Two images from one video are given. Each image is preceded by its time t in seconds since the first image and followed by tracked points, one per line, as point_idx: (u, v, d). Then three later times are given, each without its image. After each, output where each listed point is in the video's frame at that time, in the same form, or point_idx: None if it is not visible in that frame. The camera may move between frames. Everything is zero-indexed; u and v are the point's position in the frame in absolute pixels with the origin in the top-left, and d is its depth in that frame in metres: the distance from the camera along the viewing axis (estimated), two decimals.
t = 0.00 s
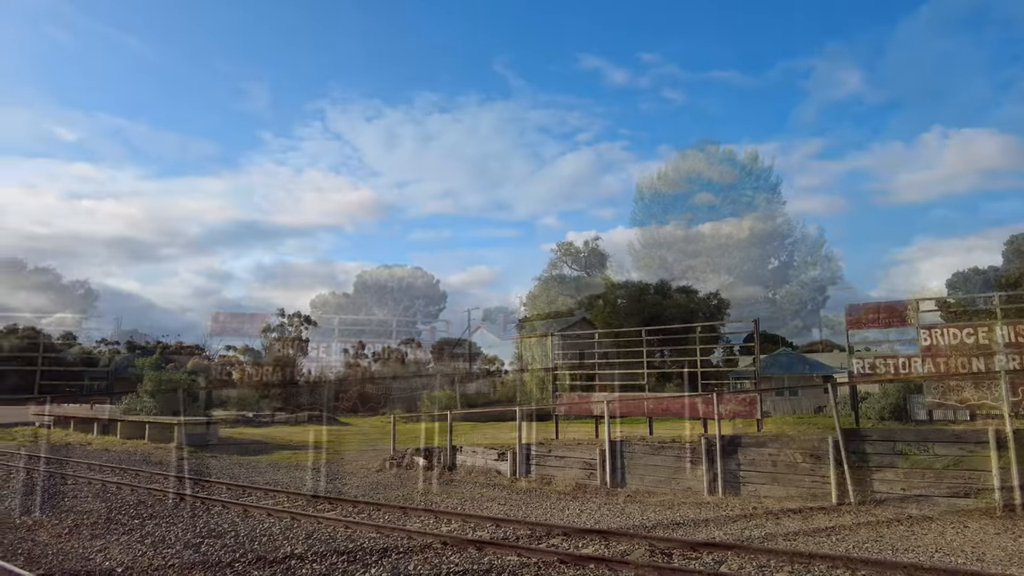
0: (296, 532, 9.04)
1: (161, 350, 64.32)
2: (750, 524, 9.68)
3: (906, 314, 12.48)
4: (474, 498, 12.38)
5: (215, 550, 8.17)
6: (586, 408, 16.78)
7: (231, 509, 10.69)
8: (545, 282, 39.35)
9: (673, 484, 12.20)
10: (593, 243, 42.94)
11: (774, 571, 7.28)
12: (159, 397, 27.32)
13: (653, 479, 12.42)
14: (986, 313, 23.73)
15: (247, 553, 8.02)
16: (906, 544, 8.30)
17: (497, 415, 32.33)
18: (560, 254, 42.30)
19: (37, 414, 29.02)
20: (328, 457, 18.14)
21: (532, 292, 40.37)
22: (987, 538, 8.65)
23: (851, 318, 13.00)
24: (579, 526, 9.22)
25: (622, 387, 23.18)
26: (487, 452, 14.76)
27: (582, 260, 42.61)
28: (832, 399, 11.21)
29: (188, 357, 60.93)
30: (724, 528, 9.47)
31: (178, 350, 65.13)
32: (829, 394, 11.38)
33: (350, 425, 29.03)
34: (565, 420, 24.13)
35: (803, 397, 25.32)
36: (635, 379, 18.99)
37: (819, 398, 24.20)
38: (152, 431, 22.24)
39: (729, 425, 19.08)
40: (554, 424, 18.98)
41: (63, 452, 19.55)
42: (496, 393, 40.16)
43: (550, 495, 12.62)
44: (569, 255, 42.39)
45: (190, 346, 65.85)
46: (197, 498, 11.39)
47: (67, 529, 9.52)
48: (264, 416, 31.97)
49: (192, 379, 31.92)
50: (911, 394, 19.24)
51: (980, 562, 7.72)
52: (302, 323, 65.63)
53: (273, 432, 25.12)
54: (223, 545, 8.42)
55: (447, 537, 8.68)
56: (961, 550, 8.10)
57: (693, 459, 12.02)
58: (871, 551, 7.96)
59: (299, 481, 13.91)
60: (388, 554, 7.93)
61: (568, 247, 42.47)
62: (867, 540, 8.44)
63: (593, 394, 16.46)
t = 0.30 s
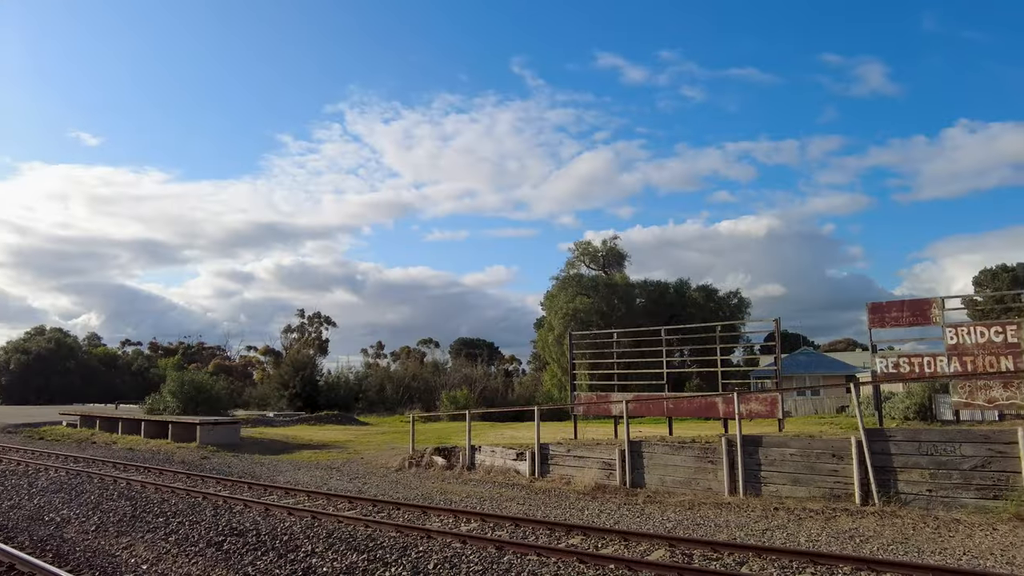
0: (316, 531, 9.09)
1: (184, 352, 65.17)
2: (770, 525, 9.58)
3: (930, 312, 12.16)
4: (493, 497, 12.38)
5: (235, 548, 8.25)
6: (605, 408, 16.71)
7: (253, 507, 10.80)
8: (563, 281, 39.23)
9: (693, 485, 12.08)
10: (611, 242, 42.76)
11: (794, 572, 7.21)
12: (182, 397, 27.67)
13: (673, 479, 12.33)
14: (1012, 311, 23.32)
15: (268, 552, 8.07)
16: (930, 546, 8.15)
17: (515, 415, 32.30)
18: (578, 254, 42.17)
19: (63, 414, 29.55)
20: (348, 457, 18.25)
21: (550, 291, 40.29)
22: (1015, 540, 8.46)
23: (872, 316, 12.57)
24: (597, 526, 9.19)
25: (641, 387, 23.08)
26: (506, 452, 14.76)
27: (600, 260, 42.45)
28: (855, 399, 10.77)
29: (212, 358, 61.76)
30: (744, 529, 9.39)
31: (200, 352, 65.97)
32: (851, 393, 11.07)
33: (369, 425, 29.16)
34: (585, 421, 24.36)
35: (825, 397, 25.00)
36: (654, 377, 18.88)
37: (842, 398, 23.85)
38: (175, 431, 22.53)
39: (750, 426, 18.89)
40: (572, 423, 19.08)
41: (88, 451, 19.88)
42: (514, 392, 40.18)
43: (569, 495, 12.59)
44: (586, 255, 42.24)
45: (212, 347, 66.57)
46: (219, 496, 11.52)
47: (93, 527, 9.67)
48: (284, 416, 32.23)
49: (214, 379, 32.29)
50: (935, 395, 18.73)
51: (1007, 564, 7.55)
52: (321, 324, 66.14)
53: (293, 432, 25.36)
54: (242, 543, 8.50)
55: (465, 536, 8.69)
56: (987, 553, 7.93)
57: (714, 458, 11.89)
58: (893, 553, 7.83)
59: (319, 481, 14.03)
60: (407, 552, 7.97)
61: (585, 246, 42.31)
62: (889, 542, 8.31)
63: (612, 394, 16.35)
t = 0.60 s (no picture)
0: (337, 529, 9.15)
1: (205, 352, 65.94)
2: (790, 526, 9.49)
3: (955, 310, 11.96)
4: (510, 497, 12.38)
5: (255, 547, 8.31)
6: (622, 408, 16.63)
7: (273, 506, 10.90)
8: (580, 281, 39.09)
9: (713, 485, 11.99)
10: (628, 241, 42.57)
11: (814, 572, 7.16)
12: (203, 397, 27.99)
13: (692, 479, 12.24)
14: None
15: (288, 550, 8.13)
16: (956, 548, 8.02)
17: (532, 415, 32.28)
18: (595, 253, 42.03)
19: (88, 414, 30.00)
20: (366, 457, 18.35)
21: (566, 291, 40.18)
22: None
23: (894, 315, 12.39)
24: (615, 526, 9.18)
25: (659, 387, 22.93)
26: (523, 452, 14.75)
27: (617, 259, 42.29)
28: (877, 399, 10.59)
29: (232, 359, 62.40)
30: (765, 530, 9.31)
31: (220, 352, 66.71)
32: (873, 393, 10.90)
33: (387, 425, 29.30)
34: (602, 421, 24.38)
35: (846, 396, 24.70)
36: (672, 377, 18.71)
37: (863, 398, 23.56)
38: (196, 430, 22.80)
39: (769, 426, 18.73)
40: (589, 424, 19.03)
41: (112, 450, 20.18)
42: (531, 392, 40.15)
43: (587, 496, 12.56)
44: (603, 254, 42.07)
45: (232, 347, 67.21)
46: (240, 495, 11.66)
47: (117, 524, 9.82)
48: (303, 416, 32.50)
49: (234, 379, 32.64)
50: (960, 395, 18.39)
51: None
52: (339, 324, 66.59)
53: (312, 431, 25.54)
54: (263, 542, 8.56)
55: (483, 536, 8.69)
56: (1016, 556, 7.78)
57: (733, 459, 11.79)
58: (917, 556, 7.71)
59: (338, 480, 14.13)
60: (426, 552, 7.99)
61: (602, 246, 42.15)
62: (913, 544, 8.19)
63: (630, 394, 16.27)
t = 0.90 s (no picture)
0: (355, 528, 9.20)
1: (225, 353, 66.68)
2: (811, 527, 9.39)
3: (980, 309, 11.74)
4: (527, 497, 12.39)
5: (275, 546, 8.38)
6: (640, 408, 16.56)
7: (293, 505, 10.97)
8: (597, 280, 38.96)
9: (732, 486, 11.88)
10: (645, 241, 42.38)
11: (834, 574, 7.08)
12: (223, 397, 28.29)
13: (711, 480, 12.14)
14: None
15: (308, 549, 8.18)
16: (981, 552, 7.89)
17: (549, 415, 32.24)
18: (612, 252, 41.90)
19: (111, 413, 30.47)
20: (384, 456, 18.44)
21: (583, 290, 40.09)
22: None
23: (916, 313, 12.21)
24: (633, 527, 9.15)
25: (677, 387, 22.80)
26: (541, 452, 14.73)
27: (634, 259, 42.14)
28: (900, 398, 10.41)
29: (252, 360, 63.01)
30: (785, 531, 9.22)
31: (239, 353, 67.42)
32: (896, 392, 10.72)
33: (404, 425, 29.40)
34: (619, 421, 24.34)
35: (867, 396, 24.39)
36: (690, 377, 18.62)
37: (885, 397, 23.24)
38: (216, 430, 23.04)
39: (788, 426, 18.54)
40: (606, 424, 18.97)
41: (134, 449, 20.45)
42: (548, 392, 40.11)
43: (605, 496, 12.52)
44: (620, 253, 41.92)
45: (252, 348, 67.90)
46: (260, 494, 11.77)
47: (140, 522, 9.94)
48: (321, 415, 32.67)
49: (254, 379, 32.96)
50: (985, 395, 18.10)
51: None
52: (356, 325, 67.03)
53: (330, 431, 25.70)
54: (282, 540, 8.62)
55: (501, 535, 8.70)
56: None
57: (753, 459, 11.67)
58: (942, 558, 7.59)
59: (356, 480, 14.20)
60: (443, 551, 8.01)
61: (619, 245, 41.99)
62: (937, 547, 8.08)
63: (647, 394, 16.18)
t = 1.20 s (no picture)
0: (373, 528, 9.23)
1: (243, 353, 67.37)
2: (831, 528, 9.29)
3: (1004, 307, 11.49)
4: (544, 497, 12.39)
5: (294, 544, 8.44)
6: (657, 408, 16.49)
7: (310, 504, 11.05)
8: (612, 280, 38.82)
9: (750, 486, 11.79)
10: (661, 240, 42.16)
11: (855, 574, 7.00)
12: (241, 398, 28.55)
13: (729, 480, 12.05)
14: None
15: (325, 548, 8.22)
16: (1006, 554, 7.75)
17: (564, 414, 32.21)
18: (627, 252, 41.71)
19: (132, 413, 30.88)
20: (400, 456, 18.50)
21: (599, 290, 39.94)
22: None
23: (938, 312, 12.05)
24: (650, 527, 9.12)
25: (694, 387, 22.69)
26: (557, 452, 14.70)
27: (650, 258, 41.97)
28: (921, 398, 10.26)
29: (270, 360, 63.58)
30: (804, 532, 9.13)
31: (257, 353, 68.07)
32: (917, 392, 10.56)
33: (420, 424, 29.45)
34: (635, 421, 24.29)
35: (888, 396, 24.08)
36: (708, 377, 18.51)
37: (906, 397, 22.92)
38: (235, 429, 23.26)
39: (807, 426, 18.36)
40: (622, 424, 18.90)
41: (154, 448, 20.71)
42: (564, 392, 40.05)
43: (622, 496, 12.47)
44: (636, 253, 41.72)
45: (270, 349, 68.51)
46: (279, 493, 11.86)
47: (161, 521, 10.06)
48: (338, 415, 32.44)
49: (272, 379, 33.26)
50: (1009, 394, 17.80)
51: None
52: (372, 325, 67.42)
53: (347, 431, 25.84)
54: (300, 539, 8.68)
55: (518, 536, 8.70)
56: None
57: (771, 460, 11.57)
58: (966, 561, 7.47)
59: (373, 479, 14.27)
60: (461, 550, 8.02)
61: (635, 245, 41.79)
62: (961, 549, 7.95)
63: (664, 394, 16.08)
